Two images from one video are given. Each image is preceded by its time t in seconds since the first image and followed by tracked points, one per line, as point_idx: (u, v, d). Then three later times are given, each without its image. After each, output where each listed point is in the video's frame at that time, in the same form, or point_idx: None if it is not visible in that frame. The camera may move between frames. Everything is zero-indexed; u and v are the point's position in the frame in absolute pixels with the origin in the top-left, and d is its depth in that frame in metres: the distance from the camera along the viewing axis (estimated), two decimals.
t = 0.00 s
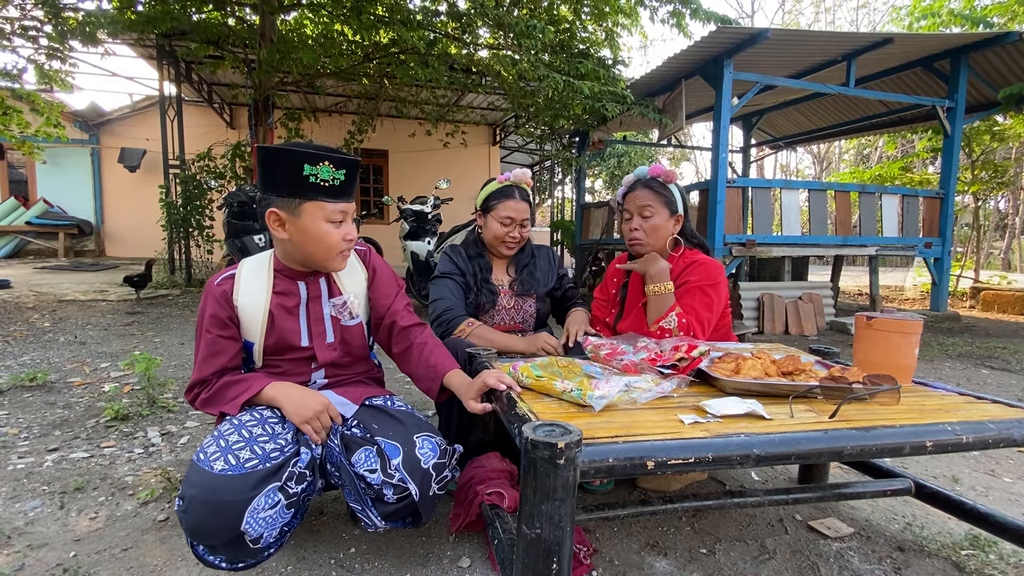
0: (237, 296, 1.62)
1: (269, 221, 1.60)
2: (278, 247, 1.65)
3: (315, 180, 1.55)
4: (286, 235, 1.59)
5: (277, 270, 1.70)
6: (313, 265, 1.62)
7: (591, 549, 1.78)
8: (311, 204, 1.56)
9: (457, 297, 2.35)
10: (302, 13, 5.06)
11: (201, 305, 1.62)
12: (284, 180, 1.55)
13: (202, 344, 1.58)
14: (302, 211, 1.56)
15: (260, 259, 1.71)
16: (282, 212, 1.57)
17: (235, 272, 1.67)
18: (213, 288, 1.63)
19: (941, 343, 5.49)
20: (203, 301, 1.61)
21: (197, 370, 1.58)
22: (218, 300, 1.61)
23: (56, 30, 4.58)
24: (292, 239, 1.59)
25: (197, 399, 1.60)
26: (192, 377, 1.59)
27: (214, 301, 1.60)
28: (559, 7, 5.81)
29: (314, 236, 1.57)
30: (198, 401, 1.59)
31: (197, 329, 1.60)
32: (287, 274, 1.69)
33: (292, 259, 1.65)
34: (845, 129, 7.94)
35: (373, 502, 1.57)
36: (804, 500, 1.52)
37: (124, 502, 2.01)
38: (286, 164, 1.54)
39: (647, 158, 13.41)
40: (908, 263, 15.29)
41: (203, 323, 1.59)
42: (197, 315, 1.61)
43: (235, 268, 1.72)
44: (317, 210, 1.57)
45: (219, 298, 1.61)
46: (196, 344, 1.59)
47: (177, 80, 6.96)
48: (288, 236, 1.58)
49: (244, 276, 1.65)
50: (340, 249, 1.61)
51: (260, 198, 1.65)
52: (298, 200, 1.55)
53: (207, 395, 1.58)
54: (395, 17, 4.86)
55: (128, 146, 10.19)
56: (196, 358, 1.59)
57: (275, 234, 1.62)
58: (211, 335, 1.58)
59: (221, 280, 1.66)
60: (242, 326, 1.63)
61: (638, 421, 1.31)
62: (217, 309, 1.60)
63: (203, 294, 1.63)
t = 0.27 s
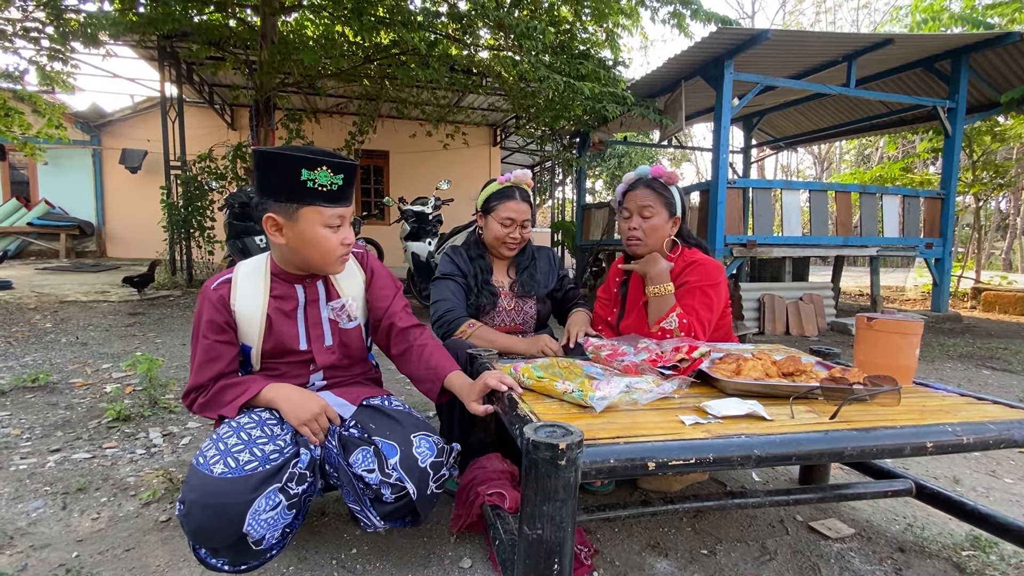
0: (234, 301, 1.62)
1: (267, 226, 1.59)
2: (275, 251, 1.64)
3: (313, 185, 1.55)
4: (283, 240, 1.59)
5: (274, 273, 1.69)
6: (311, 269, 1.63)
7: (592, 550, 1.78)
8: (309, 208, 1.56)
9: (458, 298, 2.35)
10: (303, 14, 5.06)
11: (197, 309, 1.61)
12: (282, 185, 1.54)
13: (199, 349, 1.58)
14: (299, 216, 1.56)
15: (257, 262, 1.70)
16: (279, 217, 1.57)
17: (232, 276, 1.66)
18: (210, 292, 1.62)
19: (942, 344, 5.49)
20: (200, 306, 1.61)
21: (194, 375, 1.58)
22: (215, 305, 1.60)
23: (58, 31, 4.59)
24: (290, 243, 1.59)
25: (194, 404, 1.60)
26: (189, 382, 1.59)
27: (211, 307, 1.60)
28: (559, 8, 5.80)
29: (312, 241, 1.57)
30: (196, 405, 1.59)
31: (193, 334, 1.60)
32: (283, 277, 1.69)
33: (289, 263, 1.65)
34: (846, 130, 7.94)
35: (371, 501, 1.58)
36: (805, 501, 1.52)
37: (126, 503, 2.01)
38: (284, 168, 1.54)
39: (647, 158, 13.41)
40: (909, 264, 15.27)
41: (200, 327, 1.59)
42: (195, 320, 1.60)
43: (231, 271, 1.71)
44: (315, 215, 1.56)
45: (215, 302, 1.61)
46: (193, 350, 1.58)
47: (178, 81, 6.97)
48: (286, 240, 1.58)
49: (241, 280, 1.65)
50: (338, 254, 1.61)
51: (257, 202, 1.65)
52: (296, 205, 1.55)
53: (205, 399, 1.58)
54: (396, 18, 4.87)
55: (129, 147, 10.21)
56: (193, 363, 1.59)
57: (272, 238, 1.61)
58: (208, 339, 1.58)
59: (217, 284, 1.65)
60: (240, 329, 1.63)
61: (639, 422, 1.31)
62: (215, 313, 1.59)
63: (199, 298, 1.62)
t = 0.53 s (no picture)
0: (235, 303, 1.62)
1: (266, 226, 1.60)
2: (276, 252, 1.65)
3: (309, 184, 1.55)
4: (282, 240, 1.60)
5: (275, 275, 1.70)
6: (310, 269, 1.63)
7: (593, 550, 1.78)
8: (306, 207, 1.56)
9: (460, 300, 2.36)
10: (304, 16, 5.07)
11: (198, 311, 1.62)
12: (279, 184, 1.55)
13: (199, 350, 1.58)
14: (297, 215, 1.56)
15: (258, 264, 1.71)
16: (277, 217, 1.57)
17: (233, 278, 1.67)
18: (211, 295, 1.62)
19: (943, 345, 5.49)
20: (201, 308, 1.61)
21: (194, 375, 1.58)
22: (216, 307, 1.61)
23: (60, 33, 4.60)
24: (289, 243, 1.59)
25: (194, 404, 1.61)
26: (189, 383, 1.60)
27: (212, 309, 1.60)
28: (560, 9, 5.80)
29: (310, 240, 1.57)
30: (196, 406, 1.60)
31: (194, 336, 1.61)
32: (284, 278, 1.69)
33: (289, 264, 1.66)
34: (847, 131, 7.94)
35: (371, 499, 1.60)
36: (805, 502, 1.53)
37: (129, 504, 2.02)
38: (280, 167, 1.54)
39: (648, 159, 13.42)
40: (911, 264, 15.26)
41: (201, 329, 1.59)
42: (196, 322, 1.60)
43: (232, 273, 1.71)
44: (313, 214, 1.57)
45: (217, 305, 1.61)
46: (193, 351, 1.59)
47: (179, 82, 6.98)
48: (285, 240, 1.59)
49: (242, 282, 1.65)
50: (337, 253, 1.61)
51: (256, 203, 1.66)
52: (293, 204, 1.55)
53: (204, 399, 1.59)
54: (396, 19, 4.87)
55: (131, 148, 10.23)
56: (193, 364, 1.59)
57: (272, 239, 1.62)
58: (209, 341, 1.58)
59: (219, 286, 1.65)
60: (241, 331, 1.64)
61: (640, 423, 1.31)
62: (215, 316, 1.60)
63: (200, 300, 1.62)
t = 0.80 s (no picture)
0: (239, 302, 1.63)
1: (268, 223, 1.60)
2: (279, 249, 1.66)
3: (312, 180, 1.55)
4: (284, 237, 1.60)
5: (279, 272, 1.70)
6: (313, 266, 1.64)
7: (594, 551, 1.78)
8: (308, 204, 1.56)
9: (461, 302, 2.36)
10: (305, 17, 5.08)
11: (201, 310, 1.63)
12: (281, 181, 1.55)
13: (201, 349, 1.59)
14: (300, 212, 1.56)
15: (263, 263, 1.71)
16: (279, 214, 1.58)
17: (237, 278, 1.67)
18: (215, 296, 1.63)
19: (944, 345, 5.48)
20: (204, 307, 1.62)
21: (196, 374, 1.60)
22: (219, 306, 1.62)
23: (62, 34, 4.61)
24: (291, 240, 1.60)
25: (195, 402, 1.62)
26: (190, 381, 1.61)
27: (214, 309, 1.61)
28: (560, 10, 5.79)
29: (313, 238, 1.58)
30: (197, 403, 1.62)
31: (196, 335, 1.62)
32: (289, 276, 1.70)
33: (291, 261, 1.66)
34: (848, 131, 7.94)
35: (359, 507, 1.60)
36: (807, 503, 1.52)
37: (131, 505, 2.02)
38: (283, 164, 1.54)
39: (649, 160, 13.43)
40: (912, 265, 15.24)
41: (204, 328, 1.61)
42: (199, 323, 1.62)
43: (236, 271, 1.71)
44: (315, 211, 1.57)
45: (220, 304, 1.62)
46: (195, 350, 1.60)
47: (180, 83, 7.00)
48: (287, 238, 1.60)
49: (247, 281, 1.66)
50: (340, 250, 1.62)
51: (257, 199, 1.66)
52: (296, 201, 1.56)
53: (204, 397, 1.61)
54: (398, 21, 4.88)
55: (132, 149, 10.25)
56: (195, 363, 1.61)
57: (273, 235, 1.62)
58: (210, 341, 1.59)
59: (222, 287, 1.65)
60: (244, 330, 1.65)
61: (642, 424, 1.32)
62: (218, 315, 1.61)
63: (204, 299, 1.64)
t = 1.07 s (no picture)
0: (229, 307, 1.61)
1: (261, 217, 1.59)
2: (271, 245, 1.64)
3: (307, 173, 1.55)
4: (277, 232, 1.59)
5: (269, 273, 1.69)
6: (304, 261, 1.62)
7: (595, 552, 1.78)
8: (303, 198, 1.56)
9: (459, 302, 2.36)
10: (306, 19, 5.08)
11: (187, 316, 1.58)
12: (276, 174, 1.54)
13: (188, 356, 1.56)
14: (293, 205, 1.56)
15: (251, 265, 1.69)
16: (273, 208, 1.57)
17: (226, 280, 1.65)
18: (204, 298, 1.60)
19: (946, 346, 5.47)
20: (191, 313, 1.58)
21: (181, 382, 1.56)
22: (208, 312, 1.58)
23: (63, 36, 4.63)
24: (284, 235, 1.58)
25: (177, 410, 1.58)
26: (174, 388, 1.57)
27: (203, 314, 1.57)
28: (561, 11, 5.78)
29: (307, 232, 1.57)
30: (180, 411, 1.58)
31: (182, 341, 1.58)
32: (278, 276, 1.69)
33: (282, 257, 1.65)
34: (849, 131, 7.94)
35: (362, 509, 1.61)
36: (808, 503, 1.52)
37: (132, 505, 2.03)
38: (277, 157, 1.54)
39: (649, 160, 13.44)
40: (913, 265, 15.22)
41: (191, 334, 1.57)
42: (186, 327, 1.58)
43: (224, 274, 1.69)
44: (310, 205, 1.56)
45: (209, 309, 1.58)
46: (181, 357, 1.56)
47: (182, 85, 7.01)
48: (281, 232, 1.58)
49: (236, 284, 1.64)
50: (333, 245, 1.61)
51: (250, 194, 1.65)
52: (289, 194, 1.55)
53: (189, 405, 1.57)
54: (398, 22, 4.87)
55: (133, 151, 10.26)
56: (180, 369, 1.57)
57: (266, 231, 1.61)
58: (199, 348, 1.56)
59: (211, 289, 1.62)
60: (233, 335, 1.63)
61: (643, 424, 1.31)
62: (208, 322, 1.58)
63: (190, 303, 1.59)
